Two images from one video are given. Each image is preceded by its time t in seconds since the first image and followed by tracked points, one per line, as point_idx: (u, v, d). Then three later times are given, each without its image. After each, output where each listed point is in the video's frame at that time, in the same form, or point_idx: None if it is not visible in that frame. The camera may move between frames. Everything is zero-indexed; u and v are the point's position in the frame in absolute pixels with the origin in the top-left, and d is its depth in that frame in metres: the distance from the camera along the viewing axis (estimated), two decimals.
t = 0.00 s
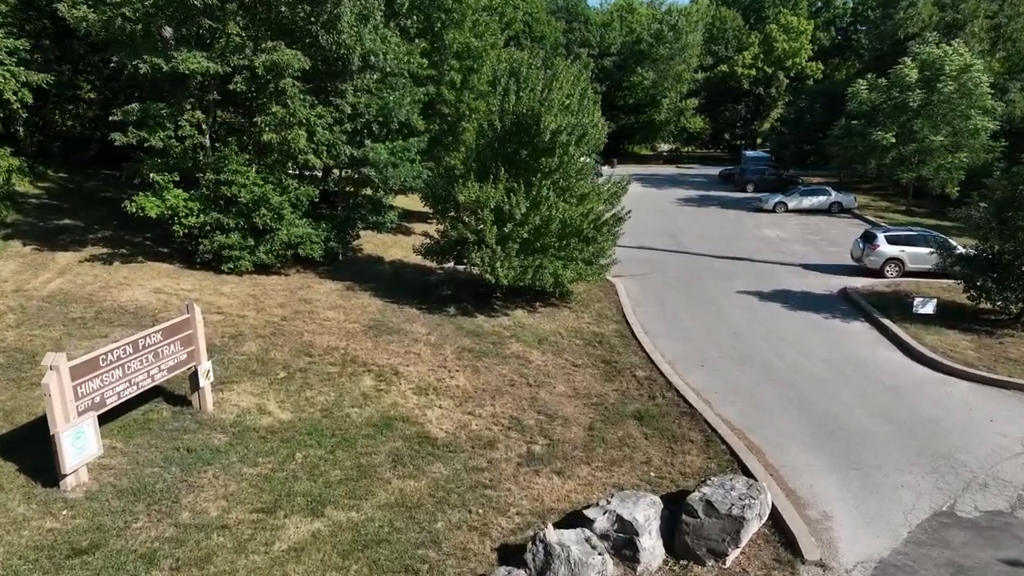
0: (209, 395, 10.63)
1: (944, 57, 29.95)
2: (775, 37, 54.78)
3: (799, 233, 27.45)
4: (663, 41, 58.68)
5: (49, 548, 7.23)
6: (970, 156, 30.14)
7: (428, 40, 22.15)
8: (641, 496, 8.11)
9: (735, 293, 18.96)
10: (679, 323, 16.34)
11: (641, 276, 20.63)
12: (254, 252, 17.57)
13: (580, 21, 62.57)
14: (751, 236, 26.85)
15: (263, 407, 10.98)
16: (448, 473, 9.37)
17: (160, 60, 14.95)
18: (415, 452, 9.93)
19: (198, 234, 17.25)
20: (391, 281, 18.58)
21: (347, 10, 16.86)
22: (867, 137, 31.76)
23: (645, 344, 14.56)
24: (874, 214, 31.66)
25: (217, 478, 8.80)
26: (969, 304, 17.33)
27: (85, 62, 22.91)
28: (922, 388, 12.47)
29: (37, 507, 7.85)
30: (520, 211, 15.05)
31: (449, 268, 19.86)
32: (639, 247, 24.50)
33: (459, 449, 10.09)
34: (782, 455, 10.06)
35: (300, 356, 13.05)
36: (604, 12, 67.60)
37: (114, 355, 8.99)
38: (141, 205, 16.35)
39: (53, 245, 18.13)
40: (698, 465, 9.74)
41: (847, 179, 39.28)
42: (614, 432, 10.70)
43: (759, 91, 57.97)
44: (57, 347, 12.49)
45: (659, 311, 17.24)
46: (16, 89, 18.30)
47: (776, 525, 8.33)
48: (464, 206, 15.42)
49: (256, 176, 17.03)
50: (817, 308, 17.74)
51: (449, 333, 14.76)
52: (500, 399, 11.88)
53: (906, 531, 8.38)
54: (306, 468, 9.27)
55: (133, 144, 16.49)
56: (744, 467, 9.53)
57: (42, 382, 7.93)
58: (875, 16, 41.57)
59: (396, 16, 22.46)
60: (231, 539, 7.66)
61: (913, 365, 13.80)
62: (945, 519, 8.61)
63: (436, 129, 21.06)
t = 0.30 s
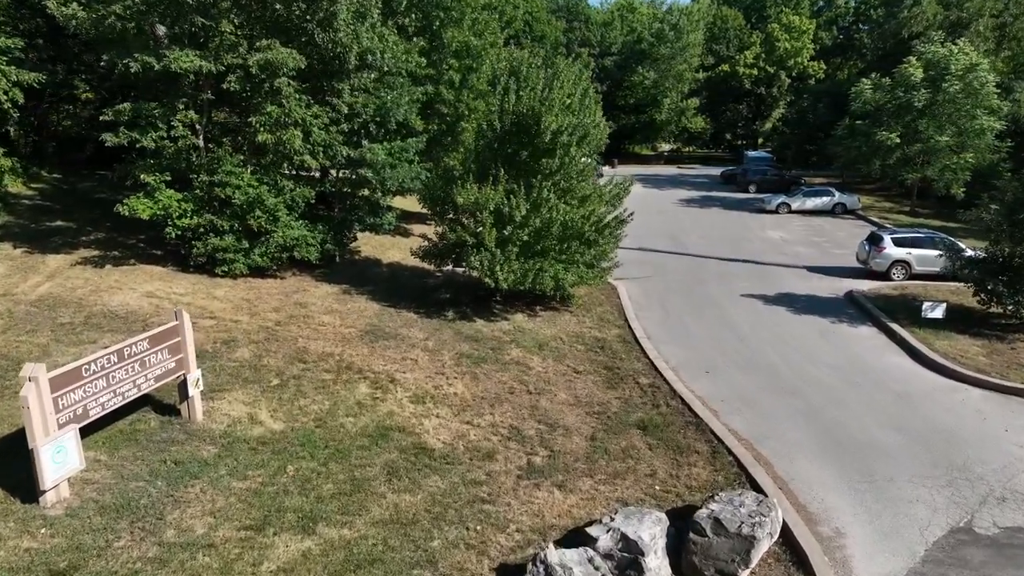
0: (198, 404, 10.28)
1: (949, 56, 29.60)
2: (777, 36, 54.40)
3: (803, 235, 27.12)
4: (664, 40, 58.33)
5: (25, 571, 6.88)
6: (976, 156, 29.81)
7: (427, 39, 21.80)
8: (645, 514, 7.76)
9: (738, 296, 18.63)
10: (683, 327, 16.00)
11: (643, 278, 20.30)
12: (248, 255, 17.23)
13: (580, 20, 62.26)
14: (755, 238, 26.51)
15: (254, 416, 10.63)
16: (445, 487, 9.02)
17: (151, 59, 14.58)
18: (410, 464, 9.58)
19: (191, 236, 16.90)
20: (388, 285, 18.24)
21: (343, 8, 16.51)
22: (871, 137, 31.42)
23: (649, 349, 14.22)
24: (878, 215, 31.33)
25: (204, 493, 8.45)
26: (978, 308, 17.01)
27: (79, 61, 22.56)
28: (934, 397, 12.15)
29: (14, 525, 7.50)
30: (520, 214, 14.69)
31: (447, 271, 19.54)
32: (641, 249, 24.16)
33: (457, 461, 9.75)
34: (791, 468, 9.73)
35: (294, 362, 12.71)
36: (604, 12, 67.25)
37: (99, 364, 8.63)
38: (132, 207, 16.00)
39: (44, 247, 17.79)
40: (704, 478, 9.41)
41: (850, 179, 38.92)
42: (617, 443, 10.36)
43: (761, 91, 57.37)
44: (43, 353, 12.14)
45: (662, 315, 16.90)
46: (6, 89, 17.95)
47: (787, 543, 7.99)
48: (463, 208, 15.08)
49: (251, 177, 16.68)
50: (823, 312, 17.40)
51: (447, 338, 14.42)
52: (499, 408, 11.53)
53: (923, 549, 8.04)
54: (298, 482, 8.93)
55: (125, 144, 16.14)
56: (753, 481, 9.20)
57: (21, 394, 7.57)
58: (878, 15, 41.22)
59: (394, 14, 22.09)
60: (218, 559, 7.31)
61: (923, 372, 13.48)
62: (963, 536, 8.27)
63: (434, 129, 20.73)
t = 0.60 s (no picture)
0: (184, 415, 9.90)
1: (954, 56, 29.24)
2: (779, 35, 54.01)
3: (806, 236, 26.76)
4: (664, 40, 57.99)
5: None
6: (981, 157, 29.45)
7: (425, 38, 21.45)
8: (648, 533, 7.40)
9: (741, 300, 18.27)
10: (686, 333, 15.64)
11: (644, 281, 19.93)
12: (241, 258, 16.88)
13: (580, 20, 61.91)
14: (757, 240, 26.15)
15: (242, 427, 10.26)
16: (439, 503, 8.66)
17: (140, 57, 14.17)
18: (404, 478, 9.21)
19: (183, 239, 16.54)
20: (384, 288, 17.89)
21: (338, 5, 16.14)
22: (874, 138, 31.07)
23: (651, 356, 13.86)
24: (881, 216, 30.97)
25: (187, 510, 8.08)
26: (988, 313, 16.65)
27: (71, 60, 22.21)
28: (945, 407, 11.79)
29: None
30: (519, 216, 14.31)
31: (445, 274, 19.19)
32: (641, 251, 23.81)
33: (452, 475, 9.38)
34: (800, 482, 9.37)
35: (286, 370, 12.35)
36: (604, 11, 66.89)
37: (77, 376, 8.25)
38: (122, 209, 15.62)
39: (33, 250, 17.41)
40: (709, 493, 9.04)
41: (853, 180, 38.57)
42: (618, 455, 9.99)
43: (762, 90, 57.15)
44: (26, 361, 11.77)
45: (664, 320, 16.53)
46: None
47: (798, 563, 7.63)
48: (460, 210, 14.71)
49: (243, 179, 16.31)
50: (829, 317, 17.03)
51: (443, 344, 14.06)
52: (496, 417, 11.17)
53: (940, 569, 7.67)
54: (286, 497, 8.56)
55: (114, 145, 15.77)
56: (760, 497, 8.84)
57: None
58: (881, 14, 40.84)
59: (390, 13, 21.24)
60: None
61: (933, 380, 13.11)
62: (981, 556, 7.90)
63: (432, 130, 20.38)
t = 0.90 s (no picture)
0: (165, 427, 9.50)
1: (958, 55, 28.86)
2: (779, 34, 53.59)
3: (808, 238, 26.39)
4: (664, 39, 57.72)
5: None
6: (985, 157, 29.08)
7: (420, 36, 21.03)
8: (647, 556, 7.02)
9: (743, 304, 17.89)
10: (686, 338, 15.26)
11: (643, 285, 19.55)
12: (231, 261, 16.50)
13: (580, 19, 61.54)
14: (759, 241, 25.77)
15: (226, 440, 9.86)
16: (428, 521, 8.27)
17: (125, 56, 13.76)
18: (392, 495, 8.82)
19: (171, 242, 16.17)
20: (378, 293, 17.51)
21: (330, 3, 15.76)
22: (877, 138, 30.69)
23: (650, 362, 13.48)
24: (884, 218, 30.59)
25: (163, 531, 7.69)
26: (995, 318, 16.29)
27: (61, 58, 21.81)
28: (955, 418, 11.40)
29: None
30: (515, 221, 13.89)
31: (441, 277, 18.82)
32: (641, 253, 23.43)
33: (443, 491, 8.99)
34: (806, 498, 8.99)
35: (273, 379, 11.96)
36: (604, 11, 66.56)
37: (47, 390, 7.85)
38: (108, 212, 15.24)
39: (18, 253, 17.02)
40: (711, 511, 8.66)
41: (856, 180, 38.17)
42: (616, 470, 9.61)
43: (762, 91, 56.61)
44: (5, 369, 11.38)
45: (664, 325, 16.14)
46: None
47: None
48: (455, 213, 14.31)
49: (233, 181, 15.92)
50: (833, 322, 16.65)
51: (437, 351, 13.68)
52: (490, 428, 10.78)
53: None
54: (268, 516, 8.16)
55: (100, 146, 15.38)
56: (765, 516, 8.46)
57: None
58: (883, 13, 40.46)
59: (385, 12, 21.12)
60: None
61: (941, 388, 12.73)
62: None
63: (427, 130, 20.00)
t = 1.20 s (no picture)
0: (139, 442, 9.07)
1: (961, 54, 28.48)
2: (780, 34, 53.15)
3: (809, 240, 25.98)
4: (663, 39, 57.64)
5: None
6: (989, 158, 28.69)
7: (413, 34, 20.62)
8: None
9: (743, 308, 17.50)
10: (685, 345, 14.85)
11: (641, 289, 19.15)
12: (218, 265, 16.11)
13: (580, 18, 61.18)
14: (759, 244, 25.37)
15: (203, 455, 9.45)
16: (411, 543, 7.87)
17: (105, 54, 13.34)
18: (374, 514, 8.41)
19: (156, 246, 15.77)
20: (369, 297, 17.12)
21: (319, 0, 15.37)
22: (879, 138, 30.30)
23: (647, 371, 13.07)
24: (886, 219, 30.21)
25: (129, 555, 7.27)
26: (1002, 323, 15.90)
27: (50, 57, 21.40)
28: (962, 431, 11.00)
29: None
30: (508, 225, 13.49)
31: (433, 281, 18.44)
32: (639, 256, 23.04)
33: (428, 509, 8.57)
34: (808, 517, 8.59)
35: (256, 389, 11.54)
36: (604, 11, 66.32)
37: (6, 407, 7.42)
38: (90, 216, 14.85)
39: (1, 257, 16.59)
40: (709, 531, 8.25)
41: (857, 181, 37.78)
42: (610, 486, 9.20)
43: (762, 91, 55.67)
44: None
45: (661, 331, 15.75)
46: None
47: None
48: (446, 217, 13.89)
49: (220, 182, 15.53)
50: (835, 327, 16.23)
51: (428, 358, 13.28)
52: (480, 441, 10.38)
53: None
54: (243, 538, 7.75)
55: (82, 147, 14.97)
56: (765, 537, 8.07)
57: None
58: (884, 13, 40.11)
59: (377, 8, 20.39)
60: None
61: (946, 397, 12.33)
62: None
63: (421, 131, 19.62)
